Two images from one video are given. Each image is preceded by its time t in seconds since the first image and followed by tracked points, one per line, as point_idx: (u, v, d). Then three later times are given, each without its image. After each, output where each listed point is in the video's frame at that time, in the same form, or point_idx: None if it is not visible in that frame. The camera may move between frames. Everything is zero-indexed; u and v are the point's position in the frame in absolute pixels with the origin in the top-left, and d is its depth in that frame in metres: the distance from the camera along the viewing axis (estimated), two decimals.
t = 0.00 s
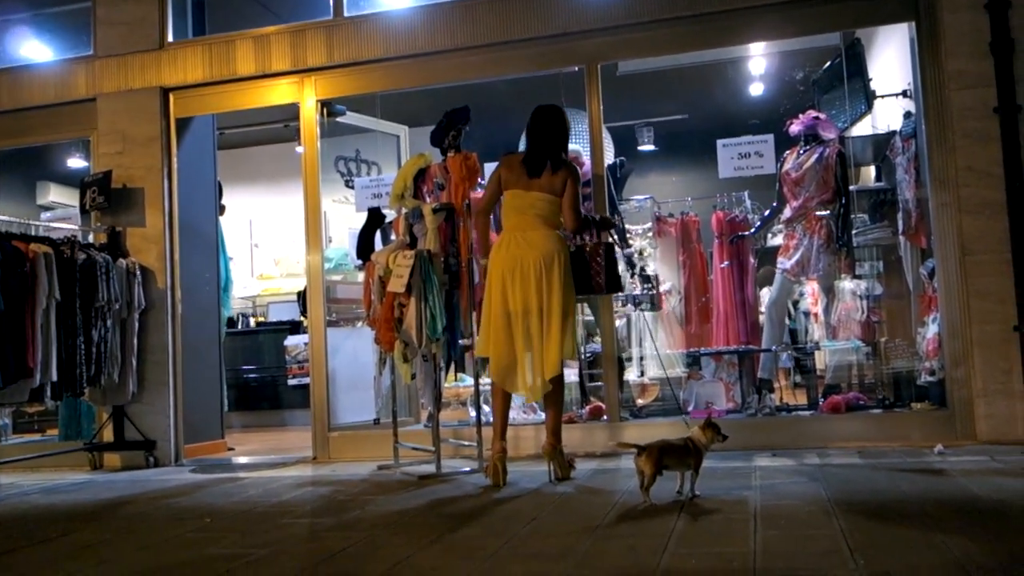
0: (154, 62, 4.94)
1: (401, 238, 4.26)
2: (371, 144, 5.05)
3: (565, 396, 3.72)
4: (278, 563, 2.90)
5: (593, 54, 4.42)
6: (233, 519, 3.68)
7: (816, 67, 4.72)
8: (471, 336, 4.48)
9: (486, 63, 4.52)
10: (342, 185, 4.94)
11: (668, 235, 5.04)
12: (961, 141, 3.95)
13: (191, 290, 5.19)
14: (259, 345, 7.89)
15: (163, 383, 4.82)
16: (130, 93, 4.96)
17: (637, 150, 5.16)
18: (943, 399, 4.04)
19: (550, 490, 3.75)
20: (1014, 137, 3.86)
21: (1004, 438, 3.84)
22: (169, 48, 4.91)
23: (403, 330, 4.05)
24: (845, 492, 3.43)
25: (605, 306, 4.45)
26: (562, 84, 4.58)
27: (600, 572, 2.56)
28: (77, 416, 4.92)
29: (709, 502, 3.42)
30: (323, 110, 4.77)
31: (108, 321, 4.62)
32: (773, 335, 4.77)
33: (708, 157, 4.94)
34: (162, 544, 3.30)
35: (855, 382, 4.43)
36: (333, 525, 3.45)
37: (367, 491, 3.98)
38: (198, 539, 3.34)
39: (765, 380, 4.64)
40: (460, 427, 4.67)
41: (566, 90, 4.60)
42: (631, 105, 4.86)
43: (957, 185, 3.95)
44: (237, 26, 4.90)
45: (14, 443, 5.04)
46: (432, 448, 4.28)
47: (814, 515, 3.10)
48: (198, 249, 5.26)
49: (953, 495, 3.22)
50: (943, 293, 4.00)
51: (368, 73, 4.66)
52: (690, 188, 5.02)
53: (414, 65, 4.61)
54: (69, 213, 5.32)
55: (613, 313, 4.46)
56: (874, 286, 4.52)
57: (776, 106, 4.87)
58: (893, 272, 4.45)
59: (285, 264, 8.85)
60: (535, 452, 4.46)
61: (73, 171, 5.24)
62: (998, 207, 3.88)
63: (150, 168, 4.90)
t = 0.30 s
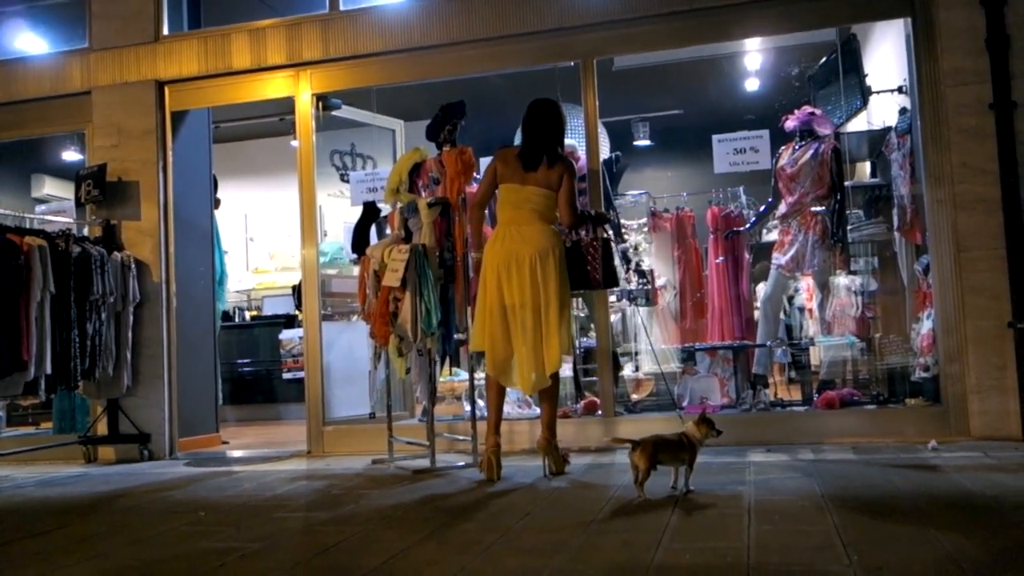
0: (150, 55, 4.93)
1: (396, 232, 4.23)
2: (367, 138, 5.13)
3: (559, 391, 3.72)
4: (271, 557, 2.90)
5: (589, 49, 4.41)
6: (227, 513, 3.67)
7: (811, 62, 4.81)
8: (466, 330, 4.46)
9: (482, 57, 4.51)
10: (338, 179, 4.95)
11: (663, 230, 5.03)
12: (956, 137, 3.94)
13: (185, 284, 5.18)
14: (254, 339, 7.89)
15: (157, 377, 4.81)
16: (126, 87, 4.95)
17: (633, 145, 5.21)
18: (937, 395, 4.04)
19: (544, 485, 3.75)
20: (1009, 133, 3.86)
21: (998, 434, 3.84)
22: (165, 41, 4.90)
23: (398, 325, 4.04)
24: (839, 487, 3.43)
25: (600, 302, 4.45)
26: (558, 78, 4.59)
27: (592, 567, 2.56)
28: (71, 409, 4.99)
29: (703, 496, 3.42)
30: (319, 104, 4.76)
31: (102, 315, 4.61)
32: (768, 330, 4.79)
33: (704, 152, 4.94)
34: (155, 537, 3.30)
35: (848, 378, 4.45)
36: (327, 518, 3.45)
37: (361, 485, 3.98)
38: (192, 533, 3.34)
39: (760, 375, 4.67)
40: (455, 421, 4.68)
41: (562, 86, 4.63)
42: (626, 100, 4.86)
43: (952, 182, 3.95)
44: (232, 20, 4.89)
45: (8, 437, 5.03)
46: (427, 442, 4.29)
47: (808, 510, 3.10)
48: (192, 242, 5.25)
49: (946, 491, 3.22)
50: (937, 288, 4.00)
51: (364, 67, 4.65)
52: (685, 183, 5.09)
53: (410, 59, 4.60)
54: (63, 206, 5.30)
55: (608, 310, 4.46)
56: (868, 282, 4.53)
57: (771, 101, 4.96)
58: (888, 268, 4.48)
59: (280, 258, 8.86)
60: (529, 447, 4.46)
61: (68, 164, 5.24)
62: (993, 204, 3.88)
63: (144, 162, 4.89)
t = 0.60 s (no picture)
0: (144, 49, 4.91)
1: (391, 227, 4.23)
2: (362, 133, 5.07)
3: (553, 386, 3.74)
4: (265, 552, 2.90)
5: (585, 45, 4.40)
6: (221, 507, 3.67)
7: (806, 59, 4.76)
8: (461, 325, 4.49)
9: (478, 52, 4.51)
10: (333, 173, 4.91)
11: (659, 226, 5.02)
12: (951, 134, 3.96)
13: (179, 279, 5.16)
14: (248, 334, 7.88)
15: (152, 371, 4.80)
16: (120, 80, 4.93)
17: (627, 141, 5.15)
18: (930, 392, 4.06)
19: (538, 480, 3.75)
20: (1004, 130, 3.87)
21: (990, 431, 3.86)
22: (159, 34, 4.88)
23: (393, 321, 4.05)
24: (832, 482, 3.44)
25: (595, 298, 4.46)
26: (554, 74, 4.58)
27: (586, 562, 2.56)
28: (65, 405, 4.90)
29: (696, 492, 3.43)
30: (314, 98, 4.75)
31: (96, 309, 4.60)
32: (762, 326, 4.79)
33: (699, 149, 4.94)
34: (148, 532, 3.30)
35: (842, 374, 4.45)
36: (322, 513, 3.45)
37: (355, 480, 3.98)
38: (186, 528, 3.34)
39: (754, 371, 4.66)
40: (450, 416, 4.69)
41: (557, 81, 4.61)
42: (618, 94, 4.85)
43: (946, 178, 3.96)
44: (227, 13, 4.88)
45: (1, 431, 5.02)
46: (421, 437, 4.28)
47: (801, 506, 3.11)
48: (187, 236, 5.24)
49: (939, 487, 3.24)
50: (930, 286, 4.02)
51: (360, 61, 4.64)
52: (681, 179, 5.04)
53: (406, 54, 4.59)
54: (57, 200, 5.33)
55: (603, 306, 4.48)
56: (862, 278, 4.52)
57: (767, 98, 4.87)
58: (882, 265, 4.46)
59: (275, 253, 8.84)
60: (523, 442, 4.46)
61: (62, 158, 5.22)
62: (988, 201, 3.89)
63: (138, 156, 4.87)
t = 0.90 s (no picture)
0: (134, 28, 4.85)
1: (385, 210, 4.23)
2: (355, 115, 5.06)
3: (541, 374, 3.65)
4: (260, 533, 2.91)
5: (579, 27, 4.38)
6: (215, 489, 3.68)
7: (802, 43, 4.74)
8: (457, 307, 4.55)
9: (473, 33, 4.48)
10: (325, 155, 4.89)
11: (653, 210, 5.04)
12: (945, 119, 3.97)
13: (170, 260, 5.13)
14: (241, 316, 7.86)
15: (145, 353, 4.78)
16: (109, 59, 4.88)
17: (622, 125, 5.13)
18: (920, 374, 4.09)
19: (532, 463, 3.77)
20: (997, 115, 3.88)
21: (979, 413, 3.90)
22: (150, 13, 4.81)
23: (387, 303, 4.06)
24: (823, 465, 3.48)
25: (588, 280, 4.45)
26: (549, 56, 4.55)
27: (580, 543, 2.59)
28: (58, 386, 4.92)
29: (689, 474, 3.46)
30: (307, 79, 4.71)
31: (88, 291, 4.57)
32: (755, 310, 4.78)
33: (693, 132, 4.93)
34: (142, 513, 3.30)
35: (834, 358, 4.48)
36: (316, 494, 3.46)
37: (349, 462, 3.99)
38: (179, 509, 3.34)
39: (747, 355, 4.68)
40: (444, 398, 4.70)
41: (552, 64, 4.59)
42: (616, 81, 4.82)
43: (940, 163, 3.97)
44: None
45: None
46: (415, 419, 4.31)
47: (792, 488, 3.15)
48: (179, 218, 5.20)
49: (929, 469, 3.28)
50: (922, 269, 4.04)
51: (353, 42, 4.60)
52: (674, 163, 5.04)
53: (399, 35, 4.55)
54: (48, 180, 5.26)
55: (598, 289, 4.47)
56: (855, 263, 4.58)
57: (762, 82, 4.87)
58: (875, 250, 4.51)
59: (269, 236, 8.81)
60: (516, 425, 4.47)
61: (52, 139, 5.18)
62: (980, 186, 3.91)
63: (129, 136, 4.83)
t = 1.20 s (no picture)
0: (126, 2, 4.81)
1: (378, 187, 4.25)
2: (349, 91, 5.05)
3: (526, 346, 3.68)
4: (251, 509, 2.92)
5: (572, 5, 4.37)
6: (207, 465, 3.68)
7: (797, 19, 4.79)
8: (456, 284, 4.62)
9: (467, 10, 4.46)
10: (318, 132, 4.87)
11: (646, 188, 4.96)
12: (939, 98, 3.96)
13: (161, 236, 5.12)
14: (233, 293, 7.85)
15: (137, 330, 4.78)
16: (102, 34, 4.85)
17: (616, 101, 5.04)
18: (912, 354, 4.09)
19: (523, 440, 3.78)
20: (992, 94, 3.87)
21: (970, 392, 3.91)
22: None
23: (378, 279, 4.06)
24: (813, 443, 3.48)
25: (581, 257, 4.50)
26: (542, 32, 4.54)
27: (569, 519, 2.59)
28: (51, 361, 4.94)
29: (680, 451, 3.47)
30: (299, 55, 4.68)
31: (80, 266, 4.56)
32: (747, 289, 4.80)
33: (687, 110, 4.91)
34: (134, 489, 3.30)
35: (826, 337, 4.47)
36: (308, 471, 3.46)
37: (341, 439, 4.00)
38: (171, 485, 3.35)
39: (739, 333, 4.67)
40: (435, 376, 4.70)
41: (546, 40, 4.58)
42: (609, 56, 4.81)
43: (934, 142, 3.97)
44: None
45: None
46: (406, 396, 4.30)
47: (782, 465, 3.16)
48: (171, 195, 5.19)
49: (918, 447, 3.29)
50: (915, 248, 4.04)
51: (346, 18, 4.57)
52: (668, 141, 4.98)
53: (393, 11, 4.53)
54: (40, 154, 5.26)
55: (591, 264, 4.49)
56: (848, 242, 4.57)
57: (756, 60, 4.82)
58: (868, 229, 4.51)
59: (261, 212, 8.79)
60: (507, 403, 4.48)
61: (43, 113, 5.16)
62: (973, 166, 3.91)
63: (121, 112, 4.81)
